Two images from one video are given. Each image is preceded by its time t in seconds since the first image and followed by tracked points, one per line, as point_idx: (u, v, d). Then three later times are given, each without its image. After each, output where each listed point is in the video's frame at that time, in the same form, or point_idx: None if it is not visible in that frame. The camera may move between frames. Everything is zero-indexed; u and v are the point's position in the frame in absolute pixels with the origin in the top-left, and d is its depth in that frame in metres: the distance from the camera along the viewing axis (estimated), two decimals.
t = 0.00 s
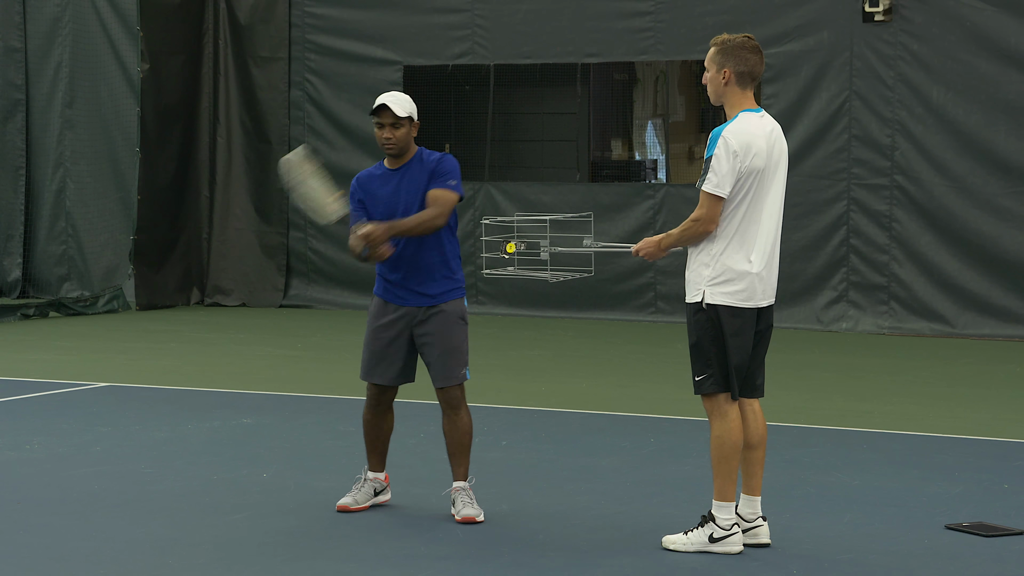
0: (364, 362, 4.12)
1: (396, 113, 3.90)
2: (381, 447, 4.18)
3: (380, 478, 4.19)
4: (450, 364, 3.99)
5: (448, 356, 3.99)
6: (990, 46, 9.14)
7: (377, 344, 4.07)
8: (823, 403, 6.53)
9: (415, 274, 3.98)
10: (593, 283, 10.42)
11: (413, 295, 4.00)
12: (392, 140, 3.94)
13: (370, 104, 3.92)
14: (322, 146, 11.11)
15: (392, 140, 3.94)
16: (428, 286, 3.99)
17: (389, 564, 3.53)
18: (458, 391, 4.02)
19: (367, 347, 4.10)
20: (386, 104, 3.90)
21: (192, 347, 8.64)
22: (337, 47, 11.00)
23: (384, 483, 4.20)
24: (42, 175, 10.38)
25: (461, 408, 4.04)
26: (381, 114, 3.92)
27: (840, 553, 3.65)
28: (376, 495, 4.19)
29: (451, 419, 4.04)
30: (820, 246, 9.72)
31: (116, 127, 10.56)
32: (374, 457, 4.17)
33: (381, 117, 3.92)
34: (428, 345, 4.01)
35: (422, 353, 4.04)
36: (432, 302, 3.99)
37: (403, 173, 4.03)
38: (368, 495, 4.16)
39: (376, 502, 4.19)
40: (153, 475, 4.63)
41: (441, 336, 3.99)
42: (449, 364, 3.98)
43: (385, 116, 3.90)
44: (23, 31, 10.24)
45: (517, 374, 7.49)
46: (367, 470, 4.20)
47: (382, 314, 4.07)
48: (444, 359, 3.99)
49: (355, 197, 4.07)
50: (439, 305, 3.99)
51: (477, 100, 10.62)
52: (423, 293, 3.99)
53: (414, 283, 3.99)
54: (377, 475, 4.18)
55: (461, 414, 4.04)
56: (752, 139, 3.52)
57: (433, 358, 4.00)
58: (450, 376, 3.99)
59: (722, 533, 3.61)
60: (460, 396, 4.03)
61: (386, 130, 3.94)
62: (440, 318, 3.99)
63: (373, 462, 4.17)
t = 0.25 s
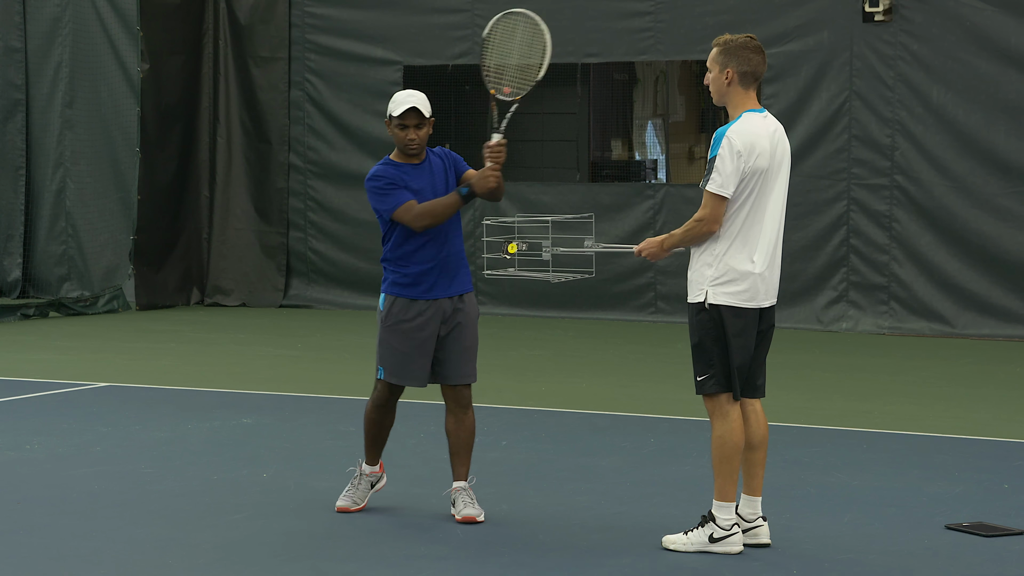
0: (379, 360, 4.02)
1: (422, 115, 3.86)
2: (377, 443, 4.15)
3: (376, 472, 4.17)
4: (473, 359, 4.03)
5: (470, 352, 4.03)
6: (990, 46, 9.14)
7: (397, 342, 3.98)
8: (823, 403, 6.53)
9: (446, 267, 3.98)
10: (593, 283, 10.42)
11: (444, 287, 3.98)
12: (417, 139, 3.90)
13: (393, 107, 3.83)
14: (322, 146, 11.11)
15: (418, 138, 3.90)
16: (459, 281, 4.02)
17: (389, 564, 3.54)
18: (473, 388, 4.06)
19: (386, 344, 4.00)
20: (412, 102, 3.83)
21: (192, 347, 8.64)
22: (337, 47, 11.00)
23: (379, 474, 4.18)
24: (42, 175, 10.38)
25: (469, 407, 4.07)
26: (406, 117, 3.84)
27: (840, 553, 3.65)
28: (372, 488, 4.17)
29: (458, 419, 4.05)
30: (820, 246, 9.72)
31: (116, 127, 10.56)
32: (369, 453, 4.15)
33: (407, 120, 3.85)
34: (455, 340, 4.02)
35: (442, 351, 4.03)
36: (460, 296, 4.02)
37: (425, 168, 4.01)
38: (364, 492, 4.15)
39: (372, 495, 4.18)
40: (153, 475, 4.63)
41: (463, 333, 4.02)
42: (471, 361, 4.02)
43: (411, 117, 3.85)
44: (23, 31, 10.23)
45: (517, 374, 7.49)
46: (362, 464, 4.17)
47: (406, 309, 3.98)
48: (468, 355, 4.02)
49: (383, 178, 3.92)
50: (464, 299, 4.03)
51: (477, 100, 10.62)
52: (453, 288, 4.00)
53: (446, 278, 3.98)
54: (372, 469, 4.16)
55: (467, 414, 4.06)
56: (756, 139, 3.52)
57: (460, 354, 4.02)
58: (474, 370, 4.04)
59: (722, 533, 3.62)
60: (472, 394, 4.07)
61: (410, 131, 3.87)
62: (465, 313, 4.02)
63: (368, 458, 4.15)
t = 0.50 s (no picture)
0: (380, 362, 4.02)
1: (431, 114, 3.82)
2: (377, 442, 4.15)
3: (375, 471, 4.17)
4: (475, 361, 4.02)
5: (472, 354, 4.01)
6: (990, 46, 9.13)
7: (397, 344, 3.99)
8: (824, 403, 6.53)
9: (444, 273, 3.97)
10: (593, 283, 10.42)
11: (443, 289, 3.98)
12: (426, 139, 3.87)
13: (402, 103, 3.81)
14: (322, 146, 11.11)
15: (427, 140, 3.87)
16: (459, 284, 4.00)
17: (389, 563, 3.53)
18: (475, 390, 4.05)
19: (385, 345, 4.01)
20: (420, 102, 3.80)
21: (192, 347, 8.64)
22: (337, 47, 11.00)
23: (378, 474, 4.18)
24: (42, 175, 10.39)
25: (472, 408, 4.07)
26: (413, 114, 3.82)
27: (840, 553, 3.65)
28: (372, 488, 4.17)
29: (460, 419, 4.05)
30: (820, 247, 9.72)
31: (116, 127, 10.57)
32: (369, 452, 4.15)
33: (414, 117, 3.83)
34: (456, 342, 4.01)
35: (445, 352, 4.03)
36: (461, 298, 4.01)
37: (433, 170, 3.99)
38: (365, 491, 4.14)
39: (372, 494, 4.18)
40: (153, 475, 4.63)
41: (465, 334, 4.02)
42: (473, 362, 4.01)
43: (419, 117, 3.82)
44: (23, 31, 10.26)
45: (517, 374, 7.49)
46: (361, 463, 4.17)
47: (406, 310, 3.98)
48: (469, 357, 4.01)
49: (387, 183, 3.91)
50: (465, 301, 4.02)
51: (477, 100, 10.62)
52: (451, 292, 3.99)
53: (444, 284, 3.98)
54: (371, 468, 4.16)
55: (470, 414, 4.05)
56: (758, 139, 3.52)
57: (460, 356, 4.01)
58: (476, 373, 4.02)
59: (722, 533, 3.61)
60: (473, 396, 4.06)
61: (418, 130, 3.85)
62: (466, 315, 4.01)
63: (368, 458, 4.15)
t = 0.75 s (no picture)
0: (363, 361, 4.07)
1: (410, 105, 3.75)
2: (380, 445, 4.17)
3: (379, 476, 4.19)
4: (449, 365, 3.95)
5: (448, 357, 3.95)
6: (990, 46, 9.14)
7: (377, 344, 4.03)
8: (824, 403, 6.53)
9: (415, 278, 3.95)
10: (593, 283, 10.42)
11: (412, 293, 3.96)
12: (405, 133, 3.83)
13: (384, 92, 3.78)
14: (323, 146, 11.11)
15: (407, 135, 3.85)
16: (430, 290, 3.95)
17: (389, 563, 3.53)
18: (457, 393, 3.99)
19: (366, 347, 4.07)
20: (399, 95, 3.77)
21: (193, 347, 8.64)
22: (337, 47, 11.00)
23: (383, 481, 4.20)
24: (41, 175, 10.37)
25: (461, 408, 4.02)
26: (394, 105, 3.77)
27: (841, 553, 3.65)
28: (375, 493, 4.18)
29: (450, 420, 4.02)
30: (820, 247, 9.72)
31: (116, 127, 10.56)
32: (373, 456, 4.17)
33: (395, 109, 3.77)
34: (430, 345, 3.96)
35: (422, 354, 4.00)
36: (430, 301, 3.95)
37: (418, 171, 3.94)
38: (368, 494, 4.16)
39: (376, 500, 4.19)
40: (153, 475, 4.63)
41: (440, 335, 3.95)
42: (444, 365, 3.94)
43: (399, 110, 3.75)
44: (23, 30, 10.22)
45: (517, 374, 7.49)
46: (366, 468, 4.20)
47: (382, 312, 4.02)
48: (442, 360, 3.95)
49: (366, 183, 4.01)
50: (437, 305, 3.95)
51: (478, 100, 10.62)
52: (420, 297, 3.95)
53: (414, 289, 3.96)
54: (376, 473, 4.18)
55: (460, 415, 4.01)
56: (759, 139, 3.52)
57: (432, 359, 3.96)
58: (448, 378, 3.94)
59: (722, 533, 3.61)
60: (459, 397, 4.00)
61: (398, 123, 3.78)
62: (439, 318, 3.94)
63: (372, 462, 4.17)
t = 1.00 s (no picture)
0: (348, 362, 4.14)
1: (378, 105, 3.93)
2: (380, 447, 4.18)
3: (381, 479, 4.18)
4: (421, 365, 3.97)
5: (420, 357, 3.97)
6: (990, 46, 9.13)
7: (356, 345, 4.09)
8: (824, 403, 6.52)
9: (383, 281, 4.00)
10: (593, 283, 10.42)
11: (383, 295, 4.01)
12: (372, 133, 3.95)
13: (360, 94, 3.98)
14: (322, 146, 11.11)
15: (373, 132, 3.95)
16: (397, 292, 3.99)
17: (389, 563, 3.53)
18: (434, 390, 4.01)
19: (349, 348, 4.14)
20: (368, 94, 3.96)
21: (193, 347, 8.64)
22: (337, 47, 11.00)
23: (385, 485, 4.20)
24: (41, 175, 10.37)
25: (442, 404, 4.03)
26: (368, 105, 3.96)
27: (840, 553, 3.65)
28: (377, 496, 4.18)
29: (432, 417, 4.03)
30: (820, 247, 9.72)
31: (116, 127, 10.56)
32: (374, 458, 4.17)
33: (367, 108, 3.96)
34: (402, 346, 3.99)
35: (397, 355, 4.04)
36: (400, 303, 3.98)
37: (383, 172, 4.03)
38: (369, 496, 4.15)
39: (377, 504, 4.18)
40: (153, 475, 4.63)
41: (412, 335, 3.98)
42: (415, 366, 3.97)
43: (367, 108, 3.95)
44: (23, 30, 10.22)
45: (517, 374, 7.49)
46: (368, 472, 4.20)
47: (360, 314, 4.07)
48: (414, 360, 3.97)
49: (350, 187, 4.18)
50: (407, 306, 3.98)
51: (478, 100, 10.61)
52: (392, 298, 3.99)
53: (386, 289, 4.00)
54: (378, 476, 4.18)
55: (443, 412, 4.03)
56: (761, 139, 3.52)
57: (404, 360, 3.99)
58: (420, 378, 3.97)
59: (722, 533, 3.61)
60: (439, 395, 4.02)
61: (368, 122, 3.96)
62: (410, 319, 3.97)
63: (373, 464, 4.17)
